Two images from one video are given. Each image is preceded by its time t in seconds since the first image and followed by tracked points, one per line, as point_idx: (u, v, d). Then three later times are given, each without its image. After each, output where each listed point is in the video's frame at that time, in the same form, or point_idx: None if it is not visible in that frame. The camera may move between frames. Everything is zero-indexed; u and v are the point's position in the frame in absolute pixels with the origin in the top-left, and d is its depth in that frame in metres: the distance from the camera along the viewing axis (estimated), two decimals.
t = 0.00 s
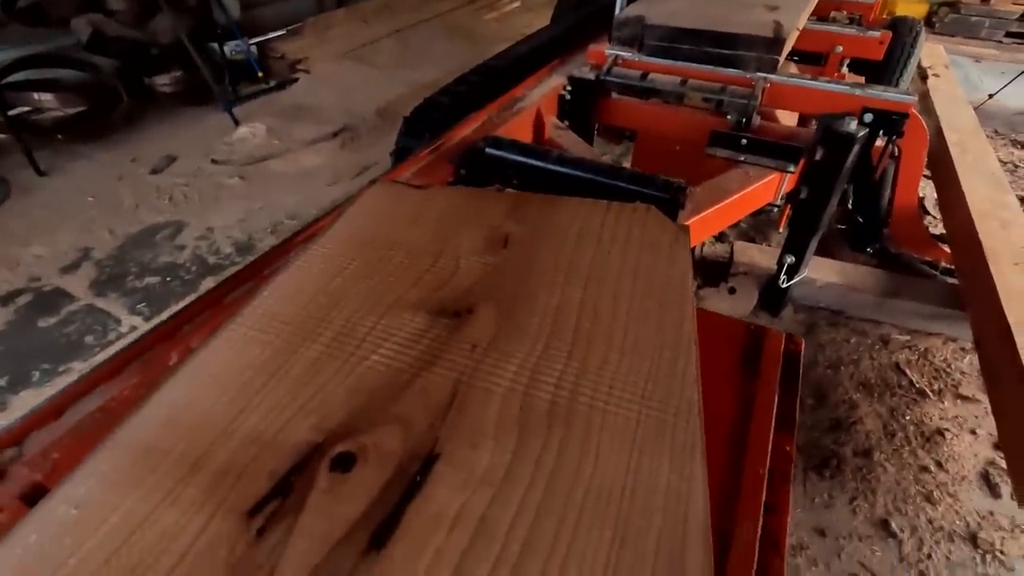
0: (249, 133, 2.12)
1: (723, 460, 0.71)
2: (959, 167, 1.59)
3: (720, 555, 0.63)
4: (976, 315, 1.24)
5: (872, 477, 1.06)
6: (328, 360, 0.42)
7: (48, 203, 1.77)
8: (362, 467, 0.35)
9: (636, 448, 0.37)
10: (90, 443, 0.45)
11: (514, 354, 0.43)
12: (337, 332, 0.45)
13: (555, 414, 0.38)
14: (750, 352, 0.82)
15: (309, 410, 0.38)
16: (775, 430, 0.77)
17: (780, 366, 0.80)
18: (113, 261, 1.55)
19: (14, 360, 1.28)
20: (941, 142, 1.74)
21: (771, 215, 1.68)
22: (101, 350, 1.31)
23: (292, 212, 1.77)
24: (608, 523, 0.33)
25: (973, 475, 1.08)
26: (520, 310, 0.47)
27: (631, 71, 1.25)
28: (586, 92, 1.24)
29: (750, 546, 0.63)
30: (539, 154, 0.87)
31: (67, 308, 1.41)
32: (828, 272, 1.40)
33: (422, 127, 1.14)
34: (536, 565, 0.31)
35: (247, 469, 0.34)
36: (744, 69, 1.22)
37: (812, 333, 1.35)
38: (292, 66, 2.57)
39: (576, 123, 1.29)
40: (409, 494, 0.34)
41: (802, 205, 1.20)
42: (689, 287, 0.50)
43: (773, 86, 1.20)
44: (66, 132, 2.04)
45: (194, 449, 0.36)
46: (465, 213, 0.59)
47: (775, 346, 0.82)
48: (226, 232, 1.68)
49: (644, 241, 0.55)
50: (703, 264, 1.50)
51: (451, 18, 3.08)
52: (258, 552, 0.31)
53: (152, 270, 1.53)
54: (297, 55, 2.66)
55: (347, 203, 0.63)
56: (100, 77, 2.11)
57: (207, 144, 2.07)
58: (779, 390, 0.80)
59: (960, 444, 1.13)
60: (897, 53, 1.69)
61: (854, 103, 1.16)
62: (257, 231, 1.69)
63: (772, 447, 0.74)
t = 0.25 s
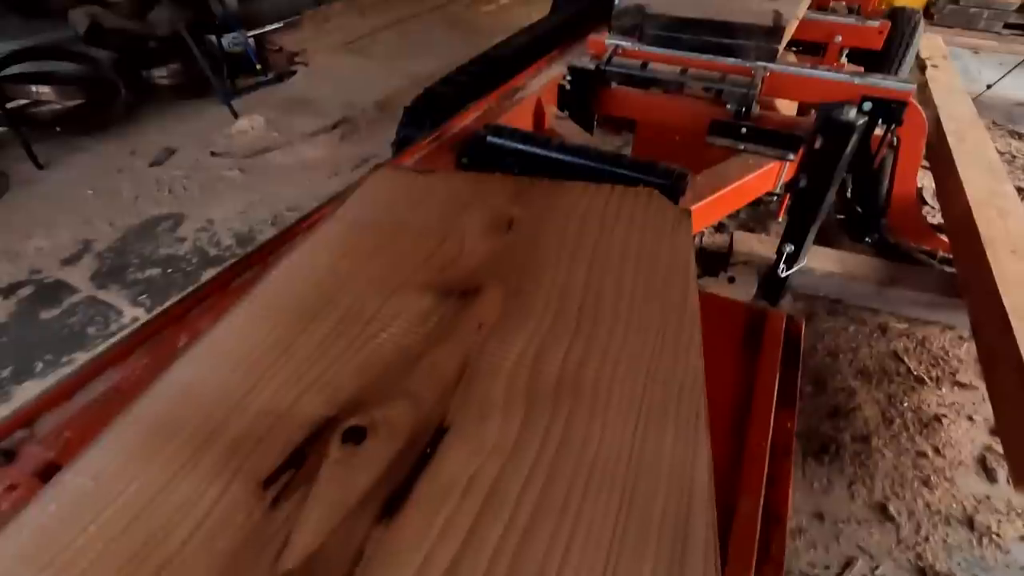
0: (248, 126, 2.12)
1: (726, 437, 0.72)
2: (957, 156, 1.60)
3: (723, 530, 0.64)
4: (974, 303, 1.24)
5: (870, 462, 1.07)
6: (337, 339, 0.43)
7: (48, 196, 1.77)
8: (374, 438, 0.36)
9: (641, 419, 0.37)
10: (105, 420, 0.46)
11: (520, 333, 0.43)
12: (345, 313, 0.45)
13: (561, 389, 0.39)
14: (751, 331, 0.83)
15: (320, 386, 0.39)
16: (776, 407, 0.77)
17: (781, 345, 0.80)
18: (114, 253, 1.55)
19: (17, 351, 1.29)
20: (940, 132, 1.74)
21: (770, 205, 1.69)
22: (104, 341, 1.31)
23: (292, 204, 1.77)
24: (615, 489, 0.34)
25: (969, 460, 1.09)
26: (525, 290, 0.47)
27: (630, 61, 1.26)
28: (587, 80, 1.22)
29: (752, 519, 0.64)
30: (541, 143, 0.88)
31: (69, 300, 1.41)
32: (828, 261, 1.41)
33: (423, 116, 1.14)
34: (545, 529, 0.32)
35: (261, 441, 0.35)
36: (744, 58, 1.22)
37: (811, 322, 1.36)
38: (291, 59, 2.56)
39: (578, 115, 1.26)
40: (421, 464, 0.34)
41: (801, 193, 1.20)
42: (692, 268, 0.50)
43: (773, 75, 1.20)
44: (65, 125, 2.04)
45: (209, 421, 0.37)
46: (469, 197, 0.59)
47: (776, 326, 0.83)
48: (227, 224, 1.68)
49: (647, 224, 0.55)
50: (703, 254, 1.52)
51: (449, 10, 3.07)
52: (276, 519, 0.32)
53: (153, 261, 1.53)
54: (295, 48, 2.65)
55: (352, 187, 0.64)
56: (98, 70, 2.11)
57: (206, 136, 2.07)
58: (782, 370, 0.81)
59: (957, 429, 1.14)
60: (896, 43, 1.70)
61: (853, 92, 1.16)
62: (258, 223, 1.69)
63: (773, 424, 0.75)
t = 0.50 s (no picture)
0: (249, 118, 2.12)
1: (731, 413, 0.73)
2: (956, 147, 1.61)
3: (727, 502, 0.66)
4: (972, 293, 1.26)
5: (869, 448, 1.08)
6: (348, 315, 0.43)
7: (50, 188, 1.78)
8: (388, 408, 0.36)
9: (648, 392, 0.38)
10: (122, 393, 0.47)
11: (528, 309, 0.44)
12: (356, 290, 0.46)
13: (569, 362, 0.40)
14: (754, 310, 0.84)
15: (334, 359, 0.40)
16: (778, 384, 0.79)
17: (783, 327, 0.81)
18: (116, 245, 1.56)
19: (21, 340, 1.29)
20: (939, 124, 1.75)
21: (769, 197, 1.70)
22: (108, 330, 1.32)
23: (293, 196, 1.77)
24: (623, 459, 0.34)
25: (967, 446, 1.10)
26: (532, 270, 0.48)
27: (632, 52, 1.26)
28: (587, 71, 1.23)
29: (755, 490, 0.66)
30: (544, 131, 0.88)
31: (72, 290, 1.41)
32: (827, 251, 1.42)
33: (425, 106, 1.15)
34: (555, 494, 0.33)
35: (278, 411, 0.36)
36: (745, 48, 1.23)
37: (811, 311, 1.37)
38: (291, 52, 2.56)
39: (579, 104, 1.26)
40: (433, 432, 0.35)
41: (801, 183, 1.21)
42: (696, 248, 0.51)
43: (773, 65, 1.21)
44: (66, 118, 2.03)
45: (225, 394, 0.37)
46: (475, 181, 0.60)
47: (778, 306, 0.83)
48: (229, 216, 1.68)
49: (652, 206, 0.56)
50: (704, 245, 1.53)
51: (449, 3, 3.06)
52: (294, 483, 0.33)
53: (156, 252, 1.54)
54: (295, 41, 2.65)
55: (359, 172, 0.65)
56: (98, 62, 2.10)
57: (207, 129, 2.07)
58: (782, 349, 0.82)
59: (954, 416, 1.15)
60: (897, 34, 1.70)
61: (853, 82, 1.17)
62: (259, 214, 1.69)
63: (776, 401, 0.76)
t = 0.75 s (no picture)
0: (251, 111, 2.12)
1: (733, 386, 0.75)
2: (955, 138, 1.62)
3: (728, 469, 0.67)
4: (970, 281, 1.27)
5: (867, 434, 1.10)
6: (360, 290, 0.45)
7: (53, 180, 1.79)
8: (401, 376, 0.38)
9: (652, 362, 0.39)
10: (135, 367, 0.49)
11: (535, 285, 0.45)
12: (367, 267, 0.47)
13: (575, 334, 0.41)
14: (755, 291, 0.86)
15: (347, 331, 0.41)
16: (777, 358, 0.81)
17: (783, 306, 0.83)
18: (121, 235, 1.57)
19: (29, 329, 1.30)
20: (938, 116, 1.76)
21: (769, 188, 1.71)
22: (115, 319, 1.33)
23: (296, 187, 1.78)
24: (628, 423, 0.36)
25: (964, 432, 1.12)
26: (537, 248, 0.49)
27: (633, 42, 1.27)
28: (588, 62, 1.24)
29: (755, 457, 0.67)
30: (547, 120, 0.88)
31: (78, 280, 1.43)
32: (827, 241, 1.43)
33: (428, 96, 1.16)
34: (563, 456, 0.34)
35: (294, 378, 0.37)
36: (745, 39, 1.24)
37: (810, 301, 1.38)
38: (292, 45, 2.56)
39: (580, 94, 1.27)
40: (445, 398, 0.36)
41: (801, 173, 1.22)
42: (698, 228, 0.52)
43: (774, 55, 1.21)
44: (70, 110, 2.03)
45: (242, 363, 0.39)
46: (481, 164, 0.61)
47: (778, 286, 0.86)
48: (232, 207, 1.69)
49: (655, 188, 0.57)
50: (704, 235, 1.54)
51: None
52: (312, 445, 0.34)
53: (161, 243, 1.55)
54: (296, 34, 2.66)
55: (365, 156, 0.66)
56: (101, 55, 2.09)
57: (210, 121, 2.08)
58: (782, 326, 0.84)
59: (952, 403, 1.17)
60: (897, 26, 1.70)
61: (853, 72, 1.17)
62: (263, 206, 1.70)
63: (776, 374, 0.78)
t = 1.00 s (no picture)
0: (255, 105, 2.14)
1: (733, 360, 0.77)
2: (954, 130, 1.63)
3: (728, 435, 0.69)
4: (968, 271, 1.28)
5: (865, 420, 1.12)
6: (374, 266, 0.46)
7: (60, 173, 1.80)
8: (416, 345, 0.39)
9: (656, 333, 0.41)
10: (154, 344, 0.50)
11: (542, 262, 0.47)
12: (380, 245, 0.49)
13: (582, 306, 0.43)
14: (755, 271, 0.88)
15: (363, 304, 0.43)
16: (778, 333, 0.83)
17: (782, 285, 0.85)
18: (128, 227, 1.58)
19: (39, 319, 1.32)
20: (938, 108, 1.77)
21: (769, 181, 1.72)
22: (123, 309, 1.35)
23: (300, 180, 1.80)
24: (633, 389, 0.37)
25: (961, 418, 1.13)
26: (544, 228, 0.51)
27: (635, 35, 1.29)
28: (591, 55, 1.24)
29: (755, 424, 0.69)
30: (551, 109, 0.90)
31: (86, 271, 1.44)
32: (827, 232, 1.45)
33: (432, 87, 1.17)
34: (572, 418, 0.35)
35: (314, 347, 0.39)
36: (746, 31, 1.25)
37: (809, 291, 1.40)
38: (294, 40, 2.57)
39: (583, 85, 1.28)
40: (458, 364, 0.38)
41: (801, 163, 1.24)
42: (700, 210, 0.54)
43: (774, 47, 1.23)
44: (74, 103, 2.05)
45: (264, 333, 0.41)
46: (488, 149, 0.63)
47: (777, 266, 0.88)
48: (238, 199, 1.71)
49: (658, 172, 0.58)
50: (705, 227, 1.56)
51: None
52: (333, 407, 0.36)
53: (167, 235, 1.56)
54: (299, 29, 2.67)
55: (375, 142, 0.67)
56: (105, 49, 2.12)
57: (214, 115, 2.09)
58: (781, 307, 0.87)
59: (949, 390, 1.19)
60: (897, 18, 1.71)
61: (853, 63, 1.19)
62: (268, 198, 1.72)
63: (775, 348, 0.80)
